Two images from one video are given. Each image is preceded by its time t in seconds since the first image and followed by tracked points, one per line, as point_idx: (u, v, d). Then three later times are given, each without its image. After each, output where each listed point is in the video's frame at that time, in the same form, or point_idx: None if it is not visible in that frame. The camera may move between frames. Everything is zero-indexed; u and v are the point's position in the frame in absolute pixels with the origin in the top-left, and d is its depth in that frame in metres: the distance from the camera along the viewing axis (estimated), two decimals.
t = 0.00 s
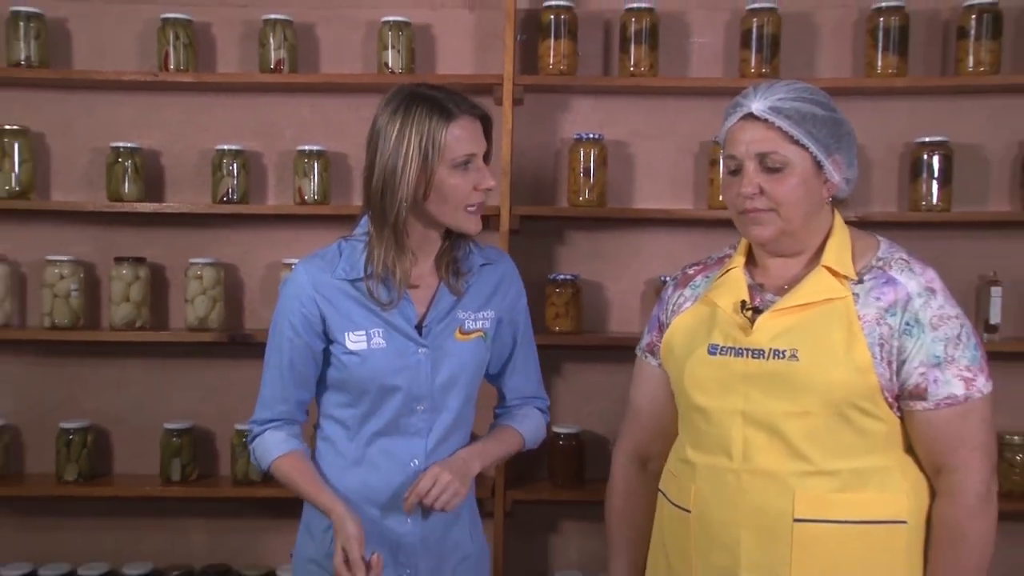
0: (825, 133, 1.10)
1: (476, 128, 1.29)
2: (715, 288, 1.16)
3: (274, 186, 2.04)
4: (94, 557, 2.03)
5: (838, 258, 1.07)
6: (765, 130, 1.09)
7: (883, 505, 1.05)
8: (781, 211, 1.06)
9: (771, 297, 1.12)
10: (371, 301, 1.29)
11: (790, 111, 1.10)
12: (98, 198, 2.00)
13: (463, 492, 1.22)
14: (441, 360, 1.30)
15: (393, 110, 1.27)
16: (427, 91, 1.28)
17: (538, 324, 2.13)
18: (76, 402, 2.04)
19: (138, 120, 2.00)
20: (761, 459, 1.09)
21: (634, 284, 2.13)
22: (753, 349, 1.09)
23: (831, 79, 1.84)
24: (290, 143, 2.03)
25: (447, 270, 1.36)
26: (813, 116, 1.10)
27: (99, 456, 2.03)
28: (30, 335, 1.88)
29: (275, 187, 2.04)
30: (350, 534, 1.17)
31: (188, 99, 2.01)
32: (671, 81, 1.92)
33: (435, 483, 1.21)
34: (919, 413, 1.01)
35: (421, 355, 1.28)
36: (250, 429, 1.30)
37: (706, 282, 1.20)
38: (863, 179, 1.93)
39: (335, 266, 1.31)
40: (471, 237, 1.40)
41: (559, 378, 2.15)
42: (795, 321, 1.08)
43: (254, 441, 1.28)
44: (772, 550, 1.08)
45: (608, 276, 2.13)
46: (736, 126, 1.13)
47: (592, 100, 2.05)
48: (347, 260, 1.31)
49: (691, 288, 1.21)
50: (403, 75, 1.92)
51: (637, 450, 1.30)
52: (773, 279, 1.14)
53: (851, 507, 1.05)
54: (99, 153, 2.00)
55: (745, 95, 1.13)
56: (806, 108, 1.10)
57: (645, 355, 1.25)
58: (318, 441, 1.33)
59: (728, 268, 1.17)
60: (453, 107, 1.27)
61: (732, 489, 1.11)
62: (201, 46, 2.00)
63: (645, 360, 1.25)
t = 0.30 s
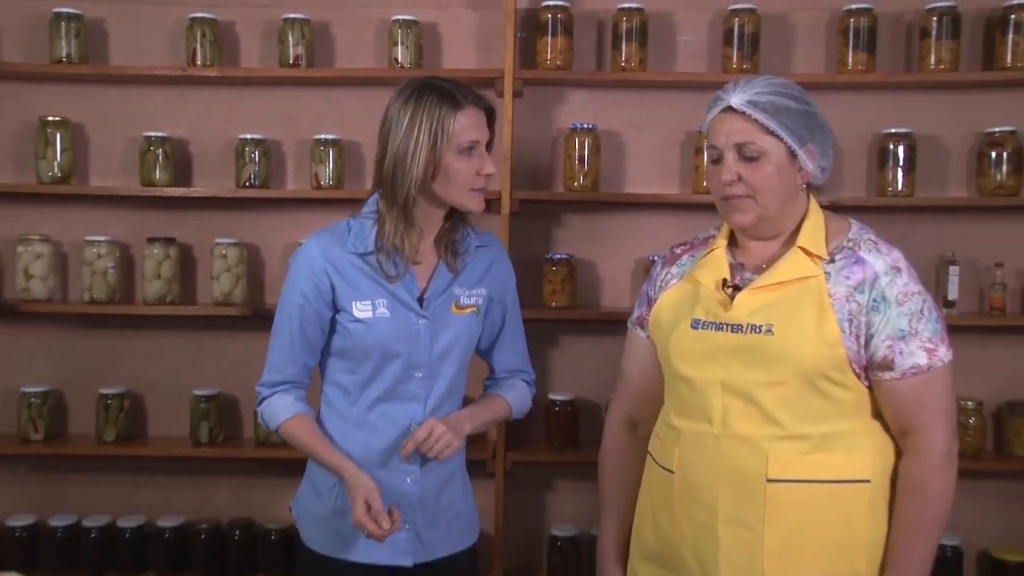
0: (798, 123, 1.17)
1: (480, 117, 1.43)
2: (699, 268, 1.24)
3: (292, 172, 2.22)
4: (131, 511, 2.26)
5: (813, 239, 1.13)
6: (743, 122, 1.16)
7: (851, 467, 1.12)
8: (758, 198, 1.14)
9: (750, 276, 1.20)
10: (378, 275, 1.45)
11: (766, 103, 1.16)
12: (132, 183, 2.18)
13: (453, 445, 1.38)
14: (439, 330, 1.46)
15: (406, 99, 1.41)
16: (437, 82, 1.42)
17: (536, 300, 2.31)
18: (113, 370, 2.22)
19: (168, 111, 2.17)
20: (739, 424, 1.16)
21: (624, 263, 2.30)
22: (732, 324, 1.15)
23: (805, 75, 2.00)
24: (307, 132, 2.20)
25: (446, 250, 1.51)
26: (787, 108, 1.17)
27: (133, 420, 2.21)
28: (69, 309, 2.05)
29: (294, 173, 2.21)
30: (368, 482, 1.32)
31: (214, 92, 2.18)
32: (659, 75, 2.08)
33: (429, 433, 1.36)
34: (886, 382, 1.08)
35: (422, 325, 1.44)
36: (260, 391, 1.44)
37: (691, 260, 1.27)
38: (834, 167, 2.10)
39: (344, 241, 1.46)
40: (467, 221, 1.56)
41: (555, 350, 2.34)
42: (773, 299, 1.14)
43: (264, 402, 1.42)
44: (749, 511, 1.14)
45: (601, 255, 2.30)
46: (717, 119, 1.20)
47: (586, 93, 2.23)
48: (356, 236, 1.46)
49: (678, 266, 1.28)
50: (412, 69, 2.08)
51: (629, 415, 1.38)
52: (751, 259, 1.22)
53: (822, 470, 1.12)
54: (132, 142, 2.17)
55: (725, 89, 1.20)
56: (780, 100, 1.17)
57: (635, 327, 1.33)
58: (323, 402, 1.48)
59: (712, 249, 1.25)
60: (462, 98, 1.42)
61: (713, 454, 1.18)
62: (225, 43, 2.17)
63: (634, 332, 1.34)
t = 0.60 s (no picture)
0: (766, 112, 1.34)
1: (459, 98, 1.59)
2: (676, 247, 1.43)
3: (307, 154, 2.39)
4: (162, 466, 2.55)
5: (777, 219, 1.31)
6: (716, 112, 1.33)
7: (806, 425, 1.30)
8: (732, 182, 1.31)
9: (721, 254, 1.39)
10: (380, 246, 1.62)
11: (736, 94, 1.33)
12: (160, 165, 2.36)
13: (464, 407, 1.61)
14: (437, 297, 1.66)
15: (390, 81, 1.59)
16: (419, 66, 1.59)
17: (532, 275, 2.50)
18: (143, 337, 2.44)
19: (193, 99, 2.35)
20: (708, 390, 1.35)
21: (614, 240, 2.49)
22: (703, 300, 1.34)
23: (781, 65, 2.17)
24: (321, 118, 2.37)
25: (441, 225, 1.71)
26: (756, 98, 1.34)
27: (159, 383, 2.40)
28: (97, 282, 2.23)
29: (308, 156, 2.39)
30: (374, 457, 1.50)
31: (235, 80, 2.36)
32: (647, 65, 2.25)
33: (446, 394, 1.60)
34: (866, 346, 1.25)
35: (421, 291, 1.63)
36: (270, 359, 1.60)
37: (668, 240, 1.46)
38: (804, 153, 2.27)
39: (347, 215, 1.63)
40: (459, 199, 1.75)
41: (550, 320, 2.53)
42: (736, 276, 1.32)
43: (273, 369, 1.58)
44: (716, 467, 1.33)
45: (592, 233, 2.49)
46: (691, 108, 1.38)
47: (579, 83, 2.40)
48: (358, 210, 1.63)
49: (659, 244, 1.47)
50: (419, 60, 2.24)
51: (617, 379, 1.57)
52: (724, 238, 1.40)
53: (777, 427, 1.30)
54: (160, 127, 2.35)
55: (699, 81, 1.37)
56: (749, 91, 1.34)
57: (621, 301, 1.52)
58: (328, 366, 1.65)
59: (688, 229, 1.44)
60: (440, 80, 1.58)
61: (682, 416, 1.36)
62: (245, 35, 2.34)
63: (621, 305, 1.52)
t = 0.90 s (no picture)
0: (734, 101, 1.57)
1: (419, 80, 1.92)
2: (649, 228, 1.69)
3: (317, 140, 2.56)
4: (182, 429, 3.30)
5: (743, 202, 1.55)
6: (688, 101, 1.56)
7: (768, 397, 1.59)
8: (704, 166, 1.55)
9: (688, 234, 1.66)
10: (377, 225, 2.02)
11: (706, 85, 1.56)
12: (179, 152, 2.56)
13: (449, 377, 1.95)
14: (430, 274, 2.05)
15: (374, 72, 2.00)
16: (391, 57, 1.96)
17: (528, 253, 2.69)
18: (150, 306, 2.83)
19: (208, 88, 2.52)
20: (677, 364, 1.64)
21: (605, 218, 2.70)
22: (673, 279, 1.61)
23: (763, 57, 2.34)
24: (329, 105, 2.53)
25: (439, 207, 2.09)
26: (724, 87, 1.57)
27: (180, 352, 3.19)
28: (119, 260, 2.91)
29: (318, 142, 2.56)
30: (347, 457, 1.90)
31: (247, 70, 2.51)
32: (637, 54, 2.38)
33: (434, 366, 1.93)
34: (815, 322, 1.50)
35: (415, 267, 2.02)
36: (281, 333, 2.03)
37: (640, 223, 1.75)
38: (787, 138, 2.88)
39: (349, 198, 2.03)
40: (456, 183, 2.18)
41: (545, 296, 2.70)
42: (705, 255, 1.58)
43: (283, 349, 1.96)
44: (679, 430, 1.62)
45: (585, 214, 2.67)
46: (664, 95, 1.61)
47: (574, 71, 2.56)
48: (357, 192, 2.04)
49: (632, 225, 1.75)
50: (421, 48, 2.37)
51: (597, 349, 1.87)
52: (693, 218, 1.67)
53: (731, 396, 1.59)
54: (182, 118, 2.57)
55: (670, 71, 1.59)
56: (717, 81, 1.56)
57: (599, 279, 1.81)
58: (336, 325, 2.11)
59: (659, 212, 1.71)
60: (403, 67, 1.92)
61: (656, 389, 1.65)
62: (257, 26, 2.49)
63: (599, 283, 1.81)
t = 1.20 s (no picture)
0: (712, 64, 1.70)
1: (414, 47, 2.13)
2: (625, 189, 1.84)
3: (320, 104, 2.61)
4: (184, 393, 3.34)
5: (717, 167, 1.69)
6: (668, 65, 1.69)
7: (725, 361, 1.74)
8: (682, 131, 1.68)
9: (661, 196, 1.81)
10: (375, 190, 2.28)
11: (685, 48, 1.68)
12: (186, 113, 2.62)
13: (445, 339, 2.22)
14: (427, 239, 2.31)
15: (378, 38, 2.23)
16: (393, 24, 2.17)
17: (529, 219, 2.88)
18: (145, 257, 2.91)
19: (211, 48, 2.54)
20: (646, 327, 1.79)
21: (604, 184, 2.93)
22: (645, 241, 1.76)
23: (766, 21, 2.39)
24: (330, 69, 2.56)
25: (440, 171, 2.33)
26: (703, 51, 1.69)
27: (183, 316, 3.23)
28: (122, 224, 2.93)
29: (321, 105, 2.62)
30: (323, 442, 2.27)
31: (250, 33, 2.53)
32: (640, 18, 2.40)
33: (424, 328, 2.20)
34: (761, 287, 1.65)
35: (413, 231, 2.28)
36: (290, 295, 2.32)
37: (616, 183, 1.90)
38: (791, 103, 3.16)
39: (350, 161, 2.30)
40: (460, 149, 2.41)
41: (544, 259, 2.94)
42: (675, 218, 1.73)
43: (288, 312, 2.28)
44: (643, 390, 1.79)
45: (584, 178, 2.89)
46: (642, 59, 1.72)
47: (575, 35, 2.71)
48: (358, 156, 2.30)
49: (608, 186, 1.92)
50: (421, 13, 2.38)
51: (571, 313, 2.07)
52: (669, 180, 1.82)
53: (696, 357, 1.75)
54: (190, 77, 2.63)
55: (649, 35, 1.71)
56: (696, 45, 1.68)
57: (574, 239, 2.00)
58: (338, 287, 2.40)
59: (635, 174, 1.85)
60: (399, 34, 2.14)
61: (625, 352, 1.82)
62: None
63: (574, 243, 2.00)
